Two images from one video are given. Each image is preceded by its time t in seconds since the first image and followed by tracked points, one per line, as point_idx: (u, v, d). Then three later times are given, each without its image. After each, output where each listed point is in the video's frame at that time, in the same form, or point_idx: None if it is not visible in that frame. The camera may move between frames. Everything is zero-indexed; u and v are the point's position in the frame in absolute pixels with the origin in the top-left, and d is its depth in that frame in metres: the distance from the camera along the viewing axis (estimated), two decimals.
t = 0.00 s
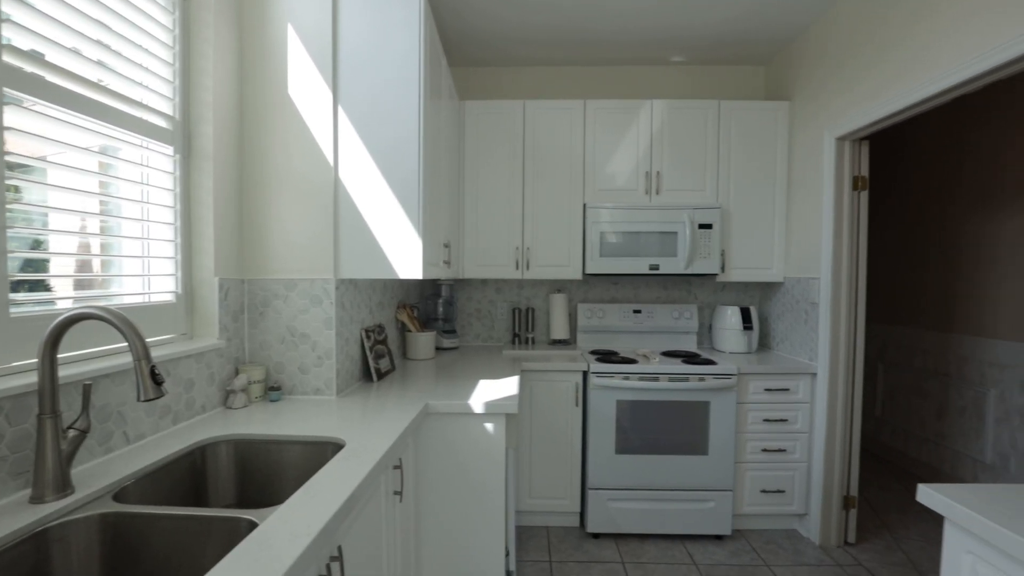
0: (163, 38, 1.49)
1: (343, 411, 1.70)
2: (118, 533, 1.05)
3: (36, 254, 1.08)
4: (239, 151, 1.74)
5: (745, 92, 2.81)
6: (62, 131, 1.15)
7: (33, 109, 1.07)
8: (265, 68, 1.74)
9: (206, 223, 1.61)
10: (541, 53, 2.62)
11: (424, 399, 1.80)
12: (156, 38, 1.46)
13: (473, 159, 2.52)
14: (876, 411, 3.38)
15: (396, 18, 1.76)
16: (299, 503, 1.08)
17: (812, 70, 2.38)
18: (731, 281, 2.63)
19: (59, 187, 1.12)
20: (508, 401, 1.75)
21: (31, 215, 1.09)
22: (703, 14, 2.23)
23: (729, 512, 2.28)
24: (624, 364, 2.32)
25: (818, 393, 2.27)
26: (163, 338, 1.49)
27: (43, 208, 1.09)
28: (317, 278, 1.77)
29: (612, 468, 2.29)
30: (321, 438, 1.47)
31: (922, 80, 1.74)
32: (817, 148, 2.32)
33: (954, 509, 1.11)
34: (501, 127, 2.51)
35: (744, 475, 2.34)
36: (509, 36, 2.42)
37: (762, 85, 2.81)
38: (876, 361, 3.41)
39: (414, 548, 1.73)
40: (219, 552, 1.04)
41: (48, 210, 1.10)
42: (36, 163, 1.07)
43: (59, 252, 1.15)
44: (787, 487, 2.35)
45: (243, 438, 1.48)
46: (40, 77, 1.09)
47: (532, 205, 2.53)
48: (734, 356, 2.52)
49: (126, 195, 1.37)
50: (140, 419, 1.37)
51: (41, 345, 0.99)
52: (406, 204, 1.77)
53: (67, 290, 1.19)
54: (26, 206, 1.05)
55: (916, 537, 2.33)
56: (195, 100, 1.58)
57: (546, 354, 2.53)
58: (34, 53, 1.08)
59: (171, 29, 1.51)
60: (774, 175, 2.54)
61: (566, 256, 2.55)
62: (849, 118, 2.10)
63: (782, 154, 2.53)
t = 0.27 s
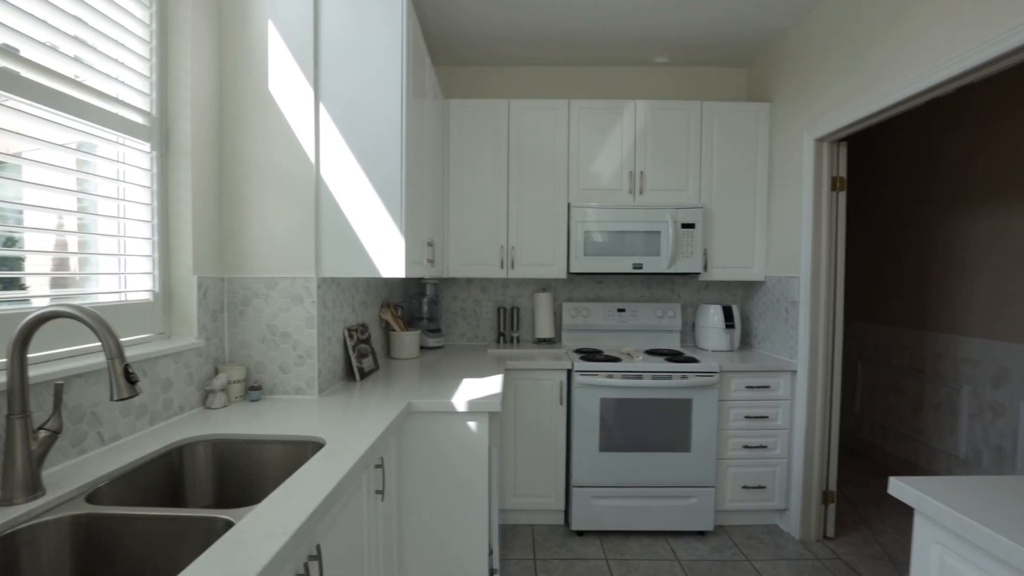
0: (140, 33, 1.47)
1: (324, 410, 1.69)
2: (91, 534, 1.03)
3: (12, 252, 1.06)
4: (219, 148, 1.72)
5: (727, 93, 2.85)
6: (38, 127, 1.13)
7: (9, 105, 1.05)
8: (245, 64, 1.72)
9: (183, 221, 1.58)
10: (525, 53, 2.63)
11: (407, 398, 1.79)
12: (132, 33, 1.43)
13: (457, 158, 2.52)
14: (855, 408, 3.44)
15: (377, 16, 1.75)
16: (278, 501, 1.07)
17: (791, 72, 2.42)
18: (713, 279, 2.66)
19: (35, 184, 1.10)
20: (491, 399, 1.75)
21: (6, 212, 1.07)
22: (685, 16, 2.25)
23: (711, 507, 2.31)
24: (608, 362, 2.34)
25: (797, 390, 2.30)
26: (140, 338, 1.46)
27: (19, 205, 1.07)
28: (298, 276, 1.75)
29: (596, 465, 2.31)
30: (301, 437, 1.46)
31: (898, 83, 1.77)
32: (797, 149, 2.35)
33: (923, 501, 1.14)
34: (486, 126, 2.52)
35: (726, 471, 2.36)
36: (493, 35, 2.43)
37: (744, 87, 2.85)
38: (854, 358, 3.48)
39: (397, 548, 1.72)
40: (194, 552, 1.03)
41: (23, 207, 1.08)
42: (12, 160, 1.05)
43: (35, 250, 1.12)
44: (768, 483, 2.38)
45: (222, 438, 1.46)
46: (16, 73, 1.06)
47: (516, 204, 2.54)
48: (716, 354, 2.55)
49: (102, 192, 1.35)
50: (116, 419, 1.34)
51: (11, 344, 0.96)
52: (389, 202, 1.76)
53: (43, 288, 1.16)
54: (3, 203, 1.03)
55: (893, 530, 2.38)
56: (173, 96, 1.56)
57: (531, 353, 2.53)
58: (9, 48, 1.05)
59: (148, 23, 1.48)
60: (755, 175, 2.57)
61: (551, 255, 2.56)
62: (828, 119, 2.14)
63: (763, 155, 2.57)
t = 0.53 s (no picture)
0: (116, 26, 1.44)
1: (305, 409, 1.67)
2: (61, 536, 1.01)
3: None
4: (198, 145, 1.70)
5: (710, 94, 2.88)
6: (15, 123, 1.11)
7: None
8: (225, 60, 1.70)
9: (161, 218, 1.55)
10: (510, 52, 2.63)
11: (389, 397, 1.78)
12: (108, 26, 1.40)
13: (442, 157, 2.52)
14: (835, 405, 3.50)
15: (359, 12, 1.74)
16: (255, 500, 1.06)
17: (772, 73, 2.45)
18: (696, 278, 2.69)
19: (11, 181, 1.08)
20: (474, 397, 1.75)
21: None
22: (669, 17, 2.27)
23: (694, 504, 2.33)
24: (592, 360, 2.35)
25: (778, 387, 2.34)
26: (115, 336, 1.43)
27: None
28: (279, 273, 1.74)
29: (580, 463, 2.32)
30: (281, 436, 1.44)
31: (876, 84, 1.81)
32: (778, 149, 2.39)
33: (894, 493, 1.16)
34: (471, 125, 2.52)
35: (708, 468, 2.39)
36: (478, 34, 2.43)
37: (726, 88, 2.88)
38: (835, 356, 3.54)
39: (379, 546, 1.72)
40: (168, 553, 1.02)
41: None
42: None
43: (12, 248, 1.10)
44: (750, 479, 2.41)
45: (200, 438, 1.44)
46: None
47: (501, 203, 2.54)
48: (699, 352, 2.58)
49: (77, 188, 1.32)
50: (90, 419, 1.31)
51: None
52: (371, 199, 1.75)
53: (20, 285, 1.14)
54: None
55: (871, 524, 2.42)
56: (150, 91, 1.53)
57: (516, 351, 2.54)
58: None
59: (123, 17, 1.45)
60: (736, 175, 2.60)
61: (536, 254, 2.56)
62: (808, 120, 2.17)
63: (745, 155, 2.60)
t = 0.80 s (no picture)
0: (91, 21, 1.41)
1: (287, 409, 1.66)
2: (32, 539, 0.99)
3: None
4: (176, 142, 1.67)
5: (694, 96, 2.91)
6: None
7: None
8: (204, 56, 1.69)
9: (138, 215, 1.53)
10: (495, 52, 2.64)
11: (372, 396, 1.77)
12: (83, 20, 1.37)
13: (427, 156, 2.51)
14: (817, 402, 3.56)
15: (341, 9, 1.73)
16: (234, 500, 1.05)
17: (754, 76, 2.49)
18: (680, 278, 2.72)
19: None
20: (458, 396, 1.75)
21: None
22: (652, 19, 2.30)
23: (677, 501, 2.36)
24: (577, 359, 2.36)
25: (759, 385, 2.37)
26: (91, 336, 1.41)
27: None
28: (260, 272, 1.73)
29: (565, 462, 2.33)
30: (262, 436, 1.43)
31: (853, 87, 1.84)
32: (760, 150, 2.42)
33: (868, 487, 1.19)
34: (455, 124, 2.51)
35: (692, 465, 2.42)
36: (462, 33, 2.43)
37: (710, 90, 2.92)
38: (816, 354, 3.59)
39: (362, 546, 1.71)
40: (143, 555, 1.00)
41: None
42: None
43: None
44: (732, 476, 2.44)
45: (178, 439, 1.41)
46: None
47: (486, 202, 2.55)
48: (683, 351, 2.60)
49: (52, 185, 1.29)
50: (64, 420, 1.28)
51: None
52: (353, 198, 1.75)
53: None
54: None
55: (850, 519, 2.47)
56: (127, 87, 1.51)
57: (501, 351, 2.55)
58: None
59: (99, 11, 1.43)
60: (719, 175, 2.64)
61: (521, 254, 2.57)
62: (788, 122, 2.21)
63: (727, 156, 2.63)
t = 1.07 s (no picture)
0: (66, 14, 1.38)
1: (269, 409, 1.64)
2: None
3: None
4: (155, 139, 1.64)
5: (678, 97, 2.94)
6: None
7: None
8: (184, 52, 1.66)
9: (115, 213, 1.50)
10: (481, 51, 2.64)
11: (356, 396, 1.76)
12: (57, 13, 1.34)
13: (412, 154, 2.50)
14: (799, 400, 3.61)
15: (324, 6, 1.72)
16: (212, 501, 1.04)
17: (737, 77, 2.52)
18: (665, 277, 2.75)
19: None
20: (442, 395, 1.75)
21: None
22: (636, 20, 2.32)
23: (661, 498, 2.38)
24: (562, 358, 2.38)
25: (742, 383, 2.40)
26: (66, 336, 1.37)
27: None
28: (241, 272, 1.71)
29: (551, 461, 2.34)
30: (243, 437, 1.42)
31: (831, 90, 1.88)
32: (742, 151, 2.46)
33: (845, 481, 1.21)
34: (441, 123, 2.51)
35: (676, 463, 2.44)
36: (447, 31, 2.43)
37: (694, 91, 2.95)
38: (798, 352, 3.65)
39: (345, 547, 1.70)
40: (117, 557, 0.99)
41: None
42: None
43: None
44: (715, 473, 2.47)
45: (157, 440, 1.39)
46: None
47: (471, 201, 2.55)
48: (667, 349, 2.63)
49: (25, 181, 1.25)
50: (38, 422, 1.25)
51: None
52: (337, 196, 1.73)
53: None
54: None
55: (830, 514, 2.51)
56: (104, 82, 1.48)
57: (487, 350, 2.55)
58: None
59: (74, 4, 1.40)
60: (703, 175, 2.67)
61: (506, 253, 2.57)
62: (769, 124, 2.24)
63: (711, 157, 2.67)
